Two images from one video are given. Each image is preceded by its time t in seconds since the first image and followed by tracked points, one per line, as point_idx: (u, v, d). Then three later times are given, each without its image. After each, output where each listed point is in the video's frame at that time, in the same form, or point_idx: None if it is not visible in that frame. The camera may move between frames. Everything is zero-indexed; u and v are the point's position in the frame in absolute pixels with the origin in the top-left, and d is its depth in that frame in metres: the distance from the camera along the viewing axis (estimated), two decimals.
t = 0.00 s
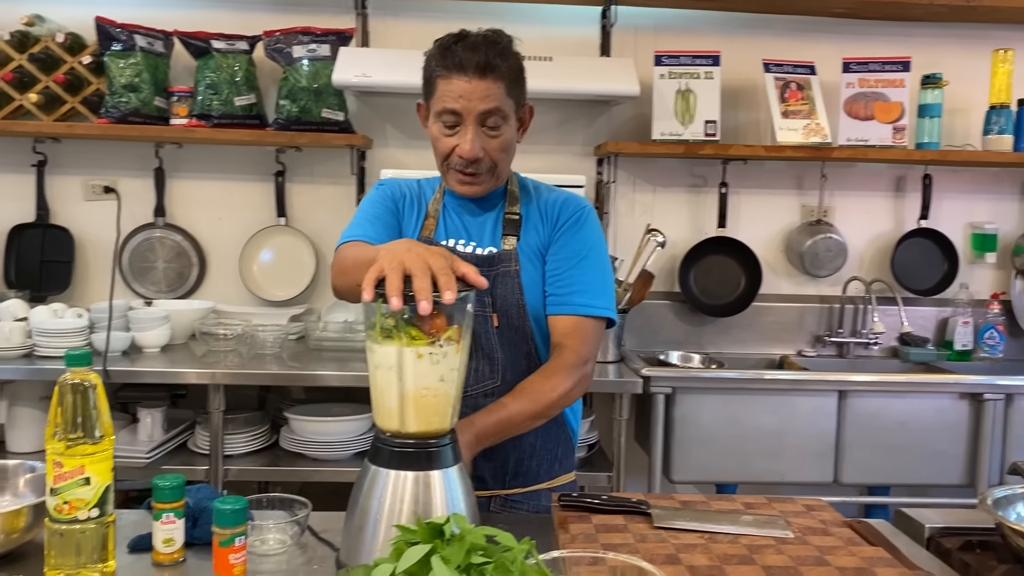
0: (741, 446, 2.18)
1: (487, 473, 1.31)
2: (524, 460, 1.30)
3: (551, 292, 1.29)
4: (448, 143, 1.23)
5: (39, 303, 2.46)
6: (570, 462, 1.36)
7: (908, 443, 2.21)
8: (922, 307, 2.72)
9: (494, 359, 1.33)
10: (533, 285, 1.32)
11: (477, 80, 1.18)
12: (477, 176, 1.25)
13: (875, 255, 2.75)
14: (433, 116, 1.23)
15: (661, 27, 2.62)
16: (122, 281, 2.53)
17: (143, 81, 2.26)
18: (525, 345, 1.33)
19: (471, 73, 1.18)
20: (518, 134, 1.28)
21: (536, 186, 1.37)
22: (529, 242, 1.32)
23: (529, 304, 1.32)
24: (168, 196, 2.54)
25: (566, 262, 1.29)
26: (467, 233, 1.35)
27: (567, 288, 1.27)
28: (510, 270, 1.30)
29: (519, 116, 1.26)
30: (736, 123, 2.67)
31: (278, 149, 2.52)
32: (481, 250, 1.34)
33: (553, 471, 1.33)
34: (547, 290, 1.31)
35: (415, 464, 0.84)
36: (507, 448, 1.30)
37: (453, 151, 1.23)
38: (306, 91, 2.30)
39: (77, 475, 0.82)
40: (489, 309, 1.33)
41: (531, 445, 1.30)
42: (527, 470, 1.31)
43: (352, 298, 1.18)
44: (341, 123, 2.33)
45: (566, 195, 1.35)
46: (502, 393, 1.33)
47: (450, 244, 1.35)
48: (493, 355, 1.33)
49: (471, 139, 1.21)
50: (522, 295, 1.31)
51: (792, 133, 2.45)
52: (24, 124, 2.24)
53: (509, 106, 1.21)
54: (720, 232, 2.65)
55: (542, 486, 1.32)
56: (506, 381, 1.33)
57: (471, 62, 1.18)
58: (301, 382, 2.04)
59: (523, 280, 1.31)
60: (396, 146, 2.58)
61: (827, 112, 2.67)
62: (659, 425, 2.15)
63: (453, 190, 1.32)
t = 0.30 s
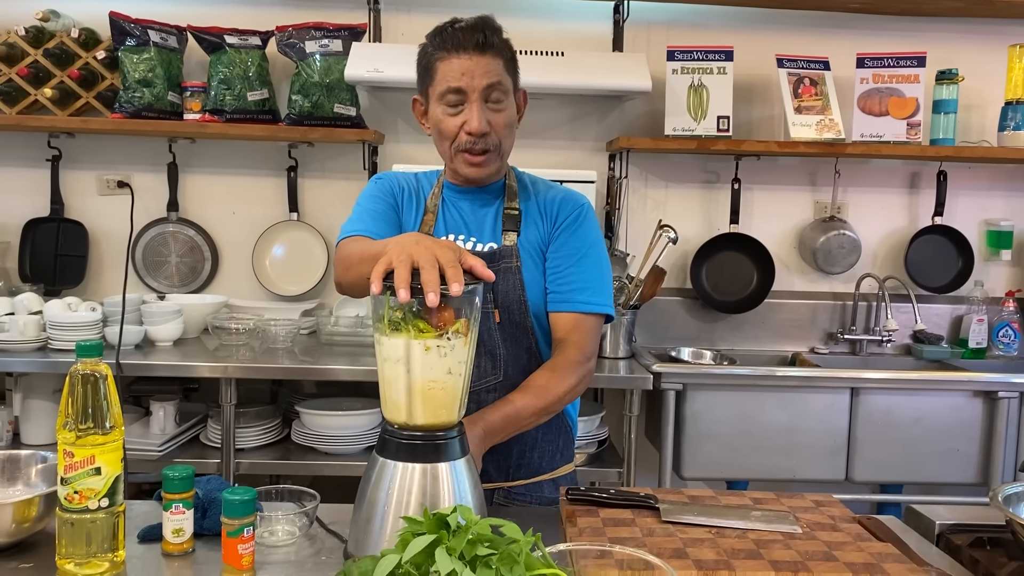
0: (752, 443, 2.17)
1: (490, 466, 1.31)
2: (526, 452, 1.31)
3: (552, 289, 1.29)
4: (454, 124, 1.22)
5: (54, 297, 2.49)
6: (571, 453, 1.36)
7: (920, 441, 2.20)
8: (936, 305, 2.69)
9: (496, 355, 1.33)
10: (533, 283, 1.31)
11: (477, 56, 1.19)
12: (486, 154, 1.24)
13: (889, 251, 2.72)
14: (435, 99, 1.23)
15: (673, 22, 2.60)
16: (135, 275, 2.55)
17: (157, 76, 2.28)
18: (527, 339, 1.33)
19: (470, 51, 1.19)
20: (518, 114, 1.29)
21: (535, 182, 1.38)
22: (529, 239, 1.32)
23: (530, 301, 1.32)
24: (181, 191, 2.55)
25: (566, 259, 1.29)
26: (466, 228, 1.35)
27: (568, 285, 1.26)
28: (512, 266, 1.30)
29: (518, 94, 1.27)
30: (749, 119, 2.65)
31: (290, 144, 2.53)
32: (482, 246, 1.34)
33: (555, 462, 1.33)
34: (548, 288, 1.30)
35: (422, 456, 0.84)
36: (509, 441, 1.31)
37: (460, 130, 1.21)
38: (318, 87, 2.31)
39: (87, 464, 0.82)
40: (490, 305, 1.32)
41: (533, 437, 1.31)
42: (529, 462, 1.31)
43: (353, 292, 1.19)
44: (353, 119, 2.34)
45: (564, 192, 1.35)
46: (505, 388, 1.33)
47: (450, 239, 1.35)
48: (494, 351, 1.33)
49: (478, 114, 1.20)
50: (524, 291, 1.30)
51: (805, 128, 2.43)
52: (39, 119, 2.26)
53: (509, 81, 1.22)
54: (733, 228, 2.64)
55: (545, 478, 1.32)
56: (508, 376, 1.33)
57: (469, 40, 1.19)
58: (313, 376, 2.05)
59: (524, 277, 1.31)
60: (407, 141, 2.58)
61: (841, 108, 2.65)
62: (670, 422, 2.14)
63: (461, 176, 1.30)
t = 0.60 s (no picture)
0: (755, 446, 2.17)
1: (501, 462, 1.30)
2: (539, 451, 1.30)
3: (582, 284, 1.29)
4: (467, 134, 1.23)
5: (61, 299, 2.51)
6: (583, 457, 1.35)
7: (924, 444, 2.19)
8: (940, 308, 2.68)
9: (511, 351, 1.31)
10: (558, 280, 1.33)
11: (477, 66, 1.20)
12: (503, 159, 1.25)
13: (894, 255, 2.72)
14: (444, 114, 1.24)
15: (677, 26, 2.61)
16: (141, 278, 2.57)
17: (163, 80, 2.30)
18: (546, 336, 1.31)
19: (470, 61, 1.20)
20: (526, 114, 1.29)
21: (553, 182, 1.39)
22: (553, 237, 1.33)
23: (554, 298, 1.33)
24: (187, 193, 2.57)
25: (594, 254, 1.30)
26: (486, 226, 1.35)
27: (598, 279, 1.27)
28: (533, 262, 1.32)
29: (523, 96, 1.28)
30: (753, 122, 2.65)
31: (296, 147, 2.55)
32: (502, 243, 1.34)
33: (568, 464, 1.32)
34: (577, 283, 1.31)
35: (422, 456, 0.84)
36: (522, 439, 1.30)
37: (474, 140, 1.22)
38: (323, 90, 2.32)
39: (90, 463, 0.83)
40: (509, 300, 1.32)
41: (545, 436, 1.30)
42: (541, 461, 1.30)
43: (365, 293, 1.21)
44: (357, 122, 2.35)
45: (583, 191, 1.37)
46: (519, 385, 1.30)
47: (469, 238, 1.34)
48: (510, 347, 1.31)
49: (490, 121, 1.21)
50: (546, 288, 1.32)
51: (809, 132, 2.43)
52: (47, 122, 2.28)
53: (513, 83, 1.23)
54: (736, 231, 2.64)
55: (557, 479, 1.32)
56: (522, 373, 1.31)
57: (468, 52, 1.20)
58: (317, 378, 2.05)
59: (546, 274, 1.33)
60: (412, 144, 2.59)
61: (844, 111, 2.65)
62: (672, 424, 2.15)
63: (480, 183, 1.32)
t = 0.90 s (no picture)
0: (756, 454, 2.17)
1: (530, 472, 1.31)
2: (568, 461, 1.31)
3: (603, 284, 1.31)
4: (504, 133, 1.25)
5: (66, 308, 2.53)
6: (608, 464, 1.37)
7: (924, 452, 2.19)
8: (940, 317, 2.68)
9: (541, 362, 1.31)
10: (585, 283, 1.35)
11: (521, 67, 1.23)
12: (539, 161, 1.26)
13: (894, 263, 2.73)
14: (485, 114, 1.27)
15: (677, 37, 2.63)
16: (146, 287, 2.59)
17: (168, 91, 2.33)
18: (574, 346, 1.32)
19: (514, 63, 1.24)
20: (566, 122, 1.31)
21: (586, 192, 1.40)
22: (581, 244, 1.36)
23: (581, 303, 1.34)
24: (192, 203, 2.60)
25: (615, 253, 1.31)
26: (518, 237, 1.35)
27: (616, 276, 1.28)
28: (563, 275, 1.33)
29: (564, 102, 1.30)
30: (753, 132, 2.67)
31: (300, 157, 2.57)
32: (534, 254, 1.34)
33: (596, 472, 1.34)
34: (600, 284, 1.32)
35: (422, 463, 0.85)
36: (551, 450, 1.30)
37: (511, 139, 1.24)
38: (326, 101, 2.35)
39: (95, 469, 0.84)
40: (539, 312, 1.32)
41: (573, 445, 1.31)
42: (569, 470, 1.31)
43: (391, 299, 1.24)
44: (361, 132, 2.38)
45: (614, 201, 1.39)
46: (548, 396, 1.30)
47: (501, 247, 1.36)
48: (540, 358, 1.31)
49: (527, 123, 1.23)
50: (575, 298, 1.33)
51: (808, 142, 2.44)
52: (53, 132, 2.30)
53: (555, 87, 1.25)
54: (737, 240, 2.65)
55: (586, 488, 1.33)
56: (551, 384, 1.31)
57: (512, 54, 1.24)
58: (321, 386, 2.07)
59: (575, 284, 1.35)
60: (415, 154, 2.62)
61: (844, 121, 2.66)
62: (673, 433, 2.15)
63: (516, 186, 1.33)
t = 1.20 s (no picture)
0: (759, 464, 2.17)
1: (536, 489, 1.31)
2: (575, 479, 1.31)
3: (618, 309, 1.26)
4: (522, 154, 1.25)
5: (70, 318, 2.54)
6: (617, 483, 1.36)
7: (928, 461, 2.19)
8: (943, 326, 2.68)
9: (550, 381, 1.31)
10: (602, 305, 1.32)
11: (540, 89, 1.21)
12: (554, 183, 1.26)
13: (897, 273, 2.73)
14: (503, 133, 1.26)
15: (679, 48, 2.65)
16: (150, 297, 2.60)
17: (173, 103, 2.35)
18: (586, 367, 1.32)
19: (533, 84, 1.22)
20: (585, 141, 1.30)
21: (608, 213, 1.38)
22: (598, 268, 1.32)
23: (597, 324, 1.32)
24: (196, 214, 2.61)
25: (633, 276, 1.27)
26: (535, 255, 1.36)
27: (629, 302, 1.23)
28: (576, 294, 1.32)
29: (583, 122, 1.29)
30: (755, 142, 2.69)
31: (303, 168, 2.59)
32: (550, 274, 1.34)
33: (604, 491, 1.33)
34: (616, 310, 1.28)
35: (425, 473, 0.85)
36: (557, 468, 1.30)
37: (528, 161, 1.25)
38: (330, 112, 2.36)
39: (101, 479, 0.85)
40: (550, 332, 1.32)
41: (580, 465, 1.31)
42: (575, 490, 1.31)
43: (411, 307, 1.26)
44: (364, 144, 2.39)
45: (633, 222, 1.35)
46: (556, 415, 1.30)
47: (518, 264, 1.36)
48: (549, 377, 1.31)
49: (544, 145, 1.22)
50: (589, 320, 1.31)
51: (810, 152, 2.45)
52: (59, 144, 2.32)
53: (574, 109, 1.23)
54: (739, 250, 2.66)
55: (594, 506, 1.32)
56: (559, 404, 1.30)
57: (532, 75, 1.22)
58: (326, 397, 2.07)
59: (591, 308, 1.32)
60: (418, 165, 2.63)
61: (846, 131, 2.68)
62: (676, 443, 2.15)
63: (533, 205, 1.34)
